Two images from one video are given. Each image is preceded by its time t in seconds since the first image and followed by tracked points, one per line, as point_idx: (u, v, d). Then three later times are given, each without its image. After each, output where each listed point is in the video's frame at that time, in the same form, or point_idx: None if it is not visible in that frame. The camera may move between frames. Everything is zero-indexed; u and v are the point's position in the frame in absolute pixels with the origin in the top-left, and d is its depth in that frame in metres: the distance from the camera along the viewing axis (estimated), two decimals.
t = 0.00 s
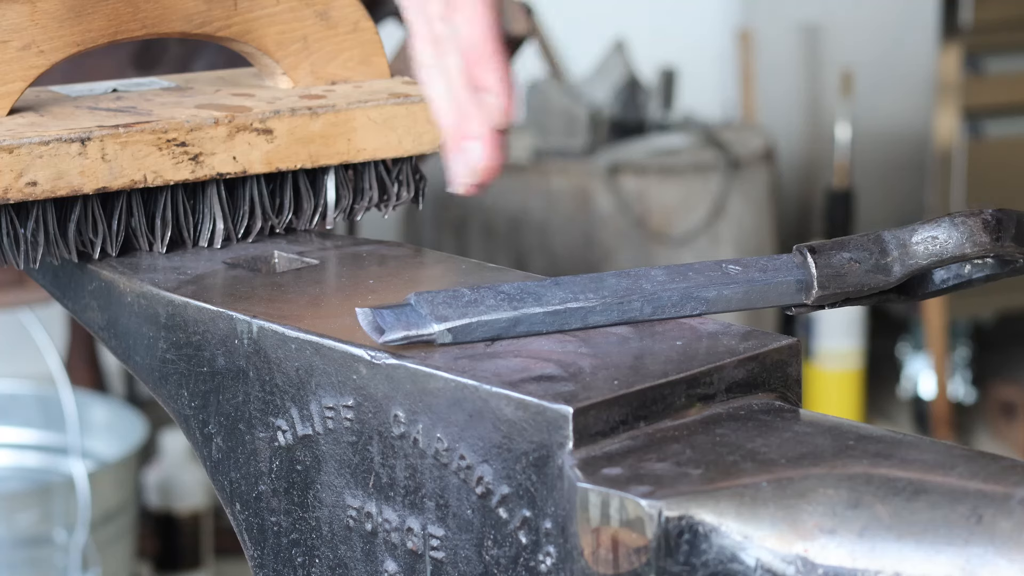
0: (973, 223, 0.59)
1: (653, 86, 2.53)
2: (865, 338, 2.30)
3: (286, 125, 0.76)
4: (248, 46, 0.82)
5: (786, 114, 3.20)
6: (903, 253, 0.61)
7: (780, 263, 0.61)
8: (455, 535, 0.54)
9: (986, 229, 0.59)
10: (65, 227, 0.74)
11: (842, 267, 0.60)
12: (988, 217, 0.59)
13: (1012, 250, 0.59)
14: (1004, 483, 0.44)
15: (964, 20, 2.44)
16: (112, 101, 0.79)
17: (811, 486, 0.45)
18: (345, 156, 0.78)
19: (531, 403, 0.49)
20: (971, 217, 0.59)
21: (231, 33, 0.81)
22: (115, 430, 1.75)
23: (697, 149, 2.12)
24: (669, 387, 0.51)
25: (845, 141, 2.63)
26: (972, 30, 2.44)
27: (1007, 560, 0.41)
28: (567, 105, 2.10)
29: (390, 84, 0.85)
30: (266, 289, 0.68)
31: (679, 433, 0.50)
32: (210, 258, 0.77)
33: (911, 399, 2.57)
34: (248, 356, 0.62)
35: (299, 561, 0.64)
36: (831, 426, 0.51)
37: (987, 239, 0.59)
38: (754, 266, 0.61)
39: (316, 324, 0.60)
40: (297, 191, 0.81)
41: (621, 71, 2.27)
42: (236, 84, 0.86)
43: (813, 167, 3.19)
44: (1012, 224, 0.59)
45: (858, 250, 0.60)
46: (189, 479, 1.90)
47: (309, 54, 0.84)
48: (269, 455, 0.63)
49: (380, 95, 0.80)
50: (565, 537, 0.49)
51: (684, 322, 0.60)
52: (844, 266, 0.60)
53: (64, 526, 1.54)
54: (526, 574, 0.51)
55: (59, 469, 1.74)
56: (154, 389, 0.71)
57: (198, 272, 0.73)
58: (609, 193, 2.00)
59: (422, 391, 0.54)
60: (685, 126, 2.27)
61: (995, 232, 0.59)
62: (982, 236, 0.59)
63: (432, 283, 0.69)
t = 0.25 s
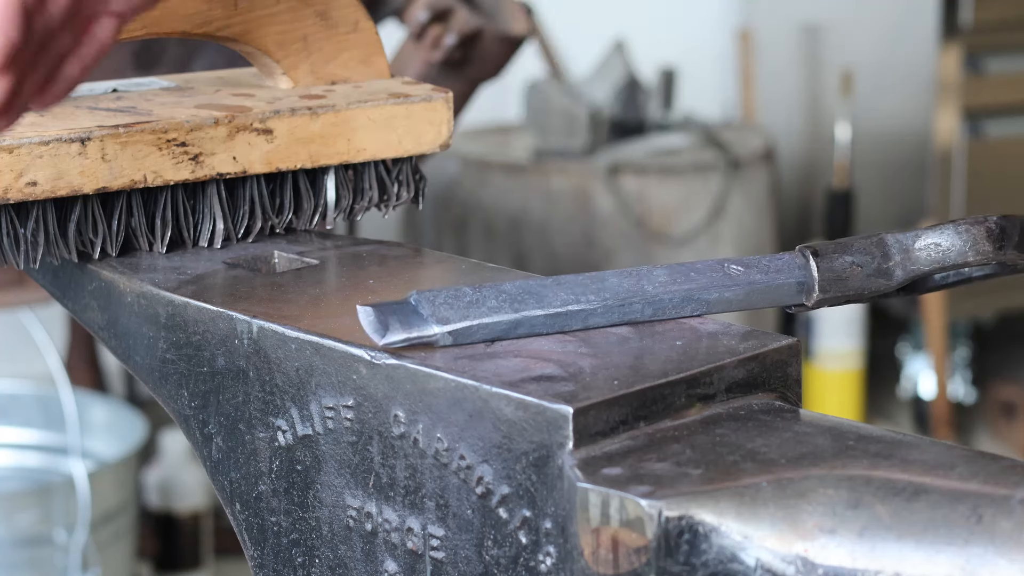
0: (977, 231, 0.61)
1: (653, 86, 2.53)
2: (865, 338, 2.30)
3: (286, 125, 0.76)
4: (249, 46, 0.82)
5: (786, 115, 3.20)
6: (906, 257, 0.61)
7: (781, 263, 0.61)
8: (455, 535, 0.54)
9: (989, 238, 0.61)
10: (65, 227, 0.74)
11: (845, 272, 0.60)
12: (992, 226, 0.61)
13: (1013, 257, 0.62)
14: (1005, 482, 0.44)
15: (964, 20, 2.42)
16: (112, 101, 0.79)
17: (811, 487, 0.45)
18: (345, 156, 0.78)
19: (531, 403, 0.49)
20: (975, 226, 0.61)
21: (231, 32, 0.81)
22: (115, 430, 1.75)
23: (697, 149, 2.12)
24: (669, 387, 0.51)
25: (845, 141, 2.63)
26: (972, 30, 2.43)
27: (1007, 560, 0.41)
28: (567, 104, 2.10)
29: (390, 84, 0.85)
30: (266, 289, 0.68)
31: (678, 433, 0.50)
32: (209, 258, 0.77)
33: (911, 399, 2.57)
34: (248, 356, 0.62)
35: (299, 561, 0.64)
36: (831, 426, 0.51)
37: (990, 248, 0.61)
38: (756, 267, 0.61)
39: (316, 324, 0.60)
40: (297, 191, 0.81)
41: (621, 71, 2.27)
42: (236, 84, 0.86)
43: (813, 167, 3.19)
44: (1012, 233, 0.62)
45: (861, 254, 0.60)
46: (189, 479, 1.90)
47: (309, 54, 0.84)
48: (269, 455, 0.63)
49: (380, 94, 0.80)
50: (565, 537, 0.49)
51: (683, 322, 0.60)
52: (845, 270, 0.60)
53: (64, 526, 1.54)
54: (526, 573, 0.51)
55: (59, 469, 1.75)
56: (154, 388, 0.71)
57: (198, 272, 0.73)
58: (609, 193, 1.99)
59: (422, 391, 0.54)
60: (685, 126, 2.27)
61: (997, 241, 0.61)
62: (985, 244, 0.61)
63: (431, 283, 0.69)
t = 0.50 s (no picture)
0: (986, 263, 0.58)
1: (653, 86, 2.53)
2: (865, 338, 2.30)
3: (286, 125, 0.76)
4: (248, 46, 0.82)
5: (786, 115, 3.20)
6: (913, 275, 0.60)
7: (786, 266, 0.61)
8: (455, 535, 0.54)
9: (998, 271, 0.58)
10: (65, 227, 0.74)
11: (849, 288, 0.60)
12: (1002, 258, 0.58)
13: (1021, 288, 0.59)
14: (1005, 483, 0.45)
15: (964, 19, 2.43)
16: (112, 101, 0.79)
17: (811, 486, 0.45)
18: (345, 156, 0.78)
19: (531, 403, 0.49)
20: (985, 258, 0.58)
21: (231, 33, 0.81)
22: (116, 430, 1.75)
23: (697, 149, 2.12)
24: (669, 387, 0.51)
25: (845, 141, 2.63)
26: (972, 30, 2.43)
27: (1007, 560, 0.41)
28: (567, 104, 2.10)
29: (391, 83, 0.85)
30: (266, 289, 0.68)
31: (679, 433, 0.50)
32: (209, 258, 0.77)
33: (911, 399, 2.57)
34: (248, 356, 0.62)
35: (299, 561, 0.64)
36: (832, 427, 0.51)
37: (996, 281, 0.58)
38: (762, 272, 0.60)
39: (316, 324, 0.60)
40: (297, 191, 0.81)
41: (620, 71, 2.27)
42: (236, 84, 0.86)
43: (813, 167, 3.19)
44: None
45: (867, 271, 0.60)
46: (188, 479, 1.90)
47: (310, 54, 0.84)
48: (269, 455, 0.63)
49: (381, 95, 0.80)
50: (565, 537, 0.49)
51: (684, 322, 0.60)
52: (849, 285, 0.60)
53: (64, 526, 1.54)
54: (526, 573, 0.51)
55: (59, 469, 1.75)
56: (154, 389, 0.71)
57: (198, 272, 0.73)
58: (609, 193, 1.99)
59: (422, 391, 0.54)
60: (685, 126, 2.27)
61: (1006, 275, 0.58)
62: (992, 278, 0.58)
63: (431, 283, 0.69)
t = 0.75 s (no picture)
0: (989, 300, 0.57)
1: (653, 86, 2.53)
2: (865, 338, 2.30)
3: (286, 124, 0.76)
4: (248, 46, 0.82)
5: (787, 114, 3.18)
6: (917, 297, 0.58)
7: (795, 272, 0.59)
8: (455, 535, 0.54)
9: (999, 307, 0.57)
10: (65, 227, 0.74)
11: (851, 306, 0.58)
12: (1006, 296, 0.57)
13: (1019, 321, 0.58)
14: (1005, 483, 0.45)
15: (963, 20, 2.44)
16: (112, 101, 0.79)
17: (811, 487, 0.45)
18: (344, 156, 0.78)
19: (531, 403, 0.49)
20: (991, 298, 0.57)
21: (231, 33, 0.81)
22: (115, 431, 1.75)
23: (697, 149, 2.13)
24: (669, 387, 0.51)
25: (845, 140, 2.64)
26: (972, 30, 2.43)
27: (1007, 559, 0.41)
28: (567, 104, 2.10)
29: (390, 84, 0.85)
30: (266, 289, 0.68)
31: (679, 433, 0.50)
32: (210, 258, 0.77)
33: (911, 399, 2.57)
34: (248, 356, 0.62)
35: (299, 561, 0.64)
36: (832, 426, 0.51)
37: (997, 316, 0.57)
38: (770, 280, 0.59)
39: (315, 324, 0.60)
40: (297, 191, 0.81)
41: (620, 71, 2.27)
42: (236, 84, 0.86)
43: (813, 167, 3.19)
44: None
45: (871, 291, 0.58)
46: (188, 479, 1.90)
47: (310, 54, 0.84)
48: (269, 455, 0.63)
49: (380, 95, 0.80)
50: (565, 537, 0.49)
51: (683, 323, 0.60)
52: (852, 302, 0.59)
53: (64, 527, 1.54)
54: (526, 573, 0.51)
55: (59, 469, 1.75)
56: (155, 389, 0.71)
57: (198, 272, 0.73)
58: (609, 193, 1.99)
59: (422, 391, 0.54)
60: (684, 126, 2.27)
61: (1006, 311, 0.57)
62: (992, 313, 0.57)
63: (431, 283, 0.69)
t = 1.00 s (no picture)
0: (988, 310, 0.57)
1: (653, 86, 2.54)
2: (865, 338, 2.30)
3: (286, 124, 0.76)
4: (248, 46, 0.82)
5: (786, 115, 3.20)
6: (916, 303, 0.58)
7: (796, 275, 0.59)
8: (455, 535, 0.54)
9: (998, 317, 0.57)
10: (66, 227, 0.74)
11: (851, 310, 0.58)
12: (1005, 306, 0.57)
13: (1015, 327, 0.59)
14: (1005, 483, 0.45)
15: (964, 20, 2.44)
16: (112, 101, 0.79)
17: (811, 487, 0.45)
18: (344, 156, 0.78)
19: (531, 403, 0.49)
20: (991, 307, 0.57)
21: (230, 33, 0.81)
22: (116, 430, 1.75)
23: (697, 149, 2.13)
24: (669, 387, 0.51)
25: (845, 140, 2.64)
26: (972, 30, 2.44)
27: (1007, 559, 0.41)
28: (567, 104, 2.10)
29: (390, 83, 0.85)
30: (266, 289, 0.68)
31: (679, 433, 0.50)
32: (210, 258, 0.77)
33: (911, 399, 2.57)
34: (248, 356, 0.62)
35: (299, 561, 0.64)
36: (832, 426, 0.51)
37: (995, 324, 0.58)
38: (771, 283, 0.59)
39: (316, 324, 0.60)
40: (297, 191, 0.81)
41: (620, 71, 2.28)
42: (236, 84, 0.86)
43: (813, 167, 3.19)
44: None
45: (872, 296, 0.58)
46: (188, 479, 1.90)
47: (310, 54, 0.84)
48: (269, 455, 0.63)
49: (381, 95, 0.80)
50: (565, 537, 0.49)
51: (684, 323, 0.60)
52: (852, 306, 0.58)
53: (64, 527, 1.54)
54: (526, 573, 0.51)
55: (59, 469, 1.75)
56: (154, 389, 0.71)
57: (198, 272, 0.73)
58: (609, 192, 1.99)
59: (422, 391, 0.54)
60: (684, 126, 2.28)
61: (1004, 319, 0.57)
62: (991, 321, 0.57)
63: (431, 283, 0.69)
